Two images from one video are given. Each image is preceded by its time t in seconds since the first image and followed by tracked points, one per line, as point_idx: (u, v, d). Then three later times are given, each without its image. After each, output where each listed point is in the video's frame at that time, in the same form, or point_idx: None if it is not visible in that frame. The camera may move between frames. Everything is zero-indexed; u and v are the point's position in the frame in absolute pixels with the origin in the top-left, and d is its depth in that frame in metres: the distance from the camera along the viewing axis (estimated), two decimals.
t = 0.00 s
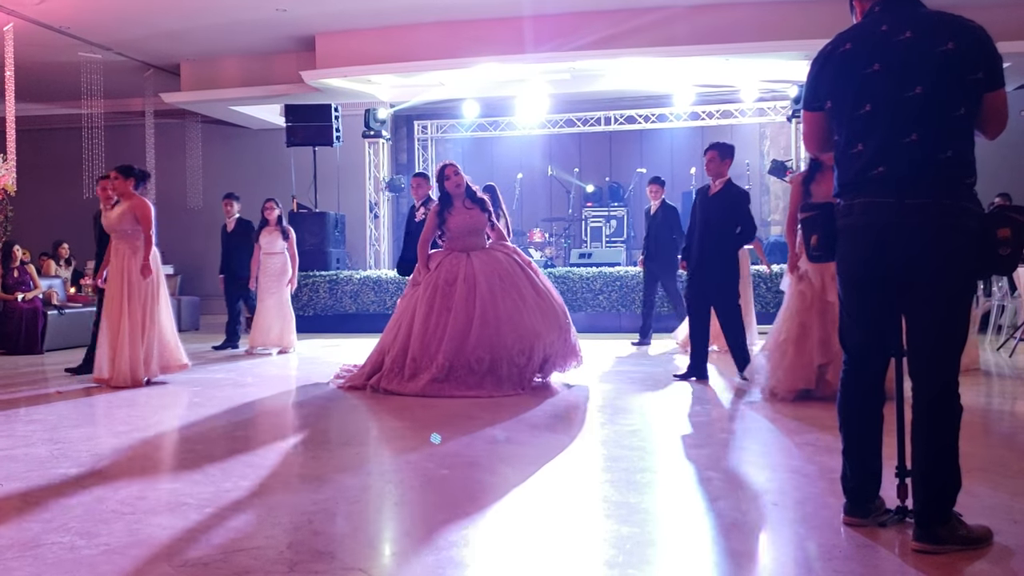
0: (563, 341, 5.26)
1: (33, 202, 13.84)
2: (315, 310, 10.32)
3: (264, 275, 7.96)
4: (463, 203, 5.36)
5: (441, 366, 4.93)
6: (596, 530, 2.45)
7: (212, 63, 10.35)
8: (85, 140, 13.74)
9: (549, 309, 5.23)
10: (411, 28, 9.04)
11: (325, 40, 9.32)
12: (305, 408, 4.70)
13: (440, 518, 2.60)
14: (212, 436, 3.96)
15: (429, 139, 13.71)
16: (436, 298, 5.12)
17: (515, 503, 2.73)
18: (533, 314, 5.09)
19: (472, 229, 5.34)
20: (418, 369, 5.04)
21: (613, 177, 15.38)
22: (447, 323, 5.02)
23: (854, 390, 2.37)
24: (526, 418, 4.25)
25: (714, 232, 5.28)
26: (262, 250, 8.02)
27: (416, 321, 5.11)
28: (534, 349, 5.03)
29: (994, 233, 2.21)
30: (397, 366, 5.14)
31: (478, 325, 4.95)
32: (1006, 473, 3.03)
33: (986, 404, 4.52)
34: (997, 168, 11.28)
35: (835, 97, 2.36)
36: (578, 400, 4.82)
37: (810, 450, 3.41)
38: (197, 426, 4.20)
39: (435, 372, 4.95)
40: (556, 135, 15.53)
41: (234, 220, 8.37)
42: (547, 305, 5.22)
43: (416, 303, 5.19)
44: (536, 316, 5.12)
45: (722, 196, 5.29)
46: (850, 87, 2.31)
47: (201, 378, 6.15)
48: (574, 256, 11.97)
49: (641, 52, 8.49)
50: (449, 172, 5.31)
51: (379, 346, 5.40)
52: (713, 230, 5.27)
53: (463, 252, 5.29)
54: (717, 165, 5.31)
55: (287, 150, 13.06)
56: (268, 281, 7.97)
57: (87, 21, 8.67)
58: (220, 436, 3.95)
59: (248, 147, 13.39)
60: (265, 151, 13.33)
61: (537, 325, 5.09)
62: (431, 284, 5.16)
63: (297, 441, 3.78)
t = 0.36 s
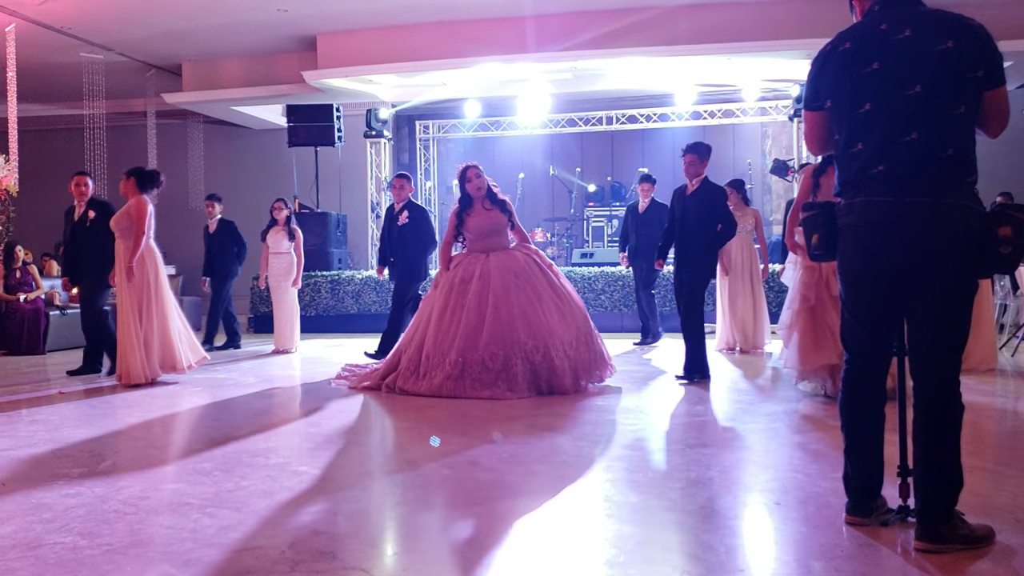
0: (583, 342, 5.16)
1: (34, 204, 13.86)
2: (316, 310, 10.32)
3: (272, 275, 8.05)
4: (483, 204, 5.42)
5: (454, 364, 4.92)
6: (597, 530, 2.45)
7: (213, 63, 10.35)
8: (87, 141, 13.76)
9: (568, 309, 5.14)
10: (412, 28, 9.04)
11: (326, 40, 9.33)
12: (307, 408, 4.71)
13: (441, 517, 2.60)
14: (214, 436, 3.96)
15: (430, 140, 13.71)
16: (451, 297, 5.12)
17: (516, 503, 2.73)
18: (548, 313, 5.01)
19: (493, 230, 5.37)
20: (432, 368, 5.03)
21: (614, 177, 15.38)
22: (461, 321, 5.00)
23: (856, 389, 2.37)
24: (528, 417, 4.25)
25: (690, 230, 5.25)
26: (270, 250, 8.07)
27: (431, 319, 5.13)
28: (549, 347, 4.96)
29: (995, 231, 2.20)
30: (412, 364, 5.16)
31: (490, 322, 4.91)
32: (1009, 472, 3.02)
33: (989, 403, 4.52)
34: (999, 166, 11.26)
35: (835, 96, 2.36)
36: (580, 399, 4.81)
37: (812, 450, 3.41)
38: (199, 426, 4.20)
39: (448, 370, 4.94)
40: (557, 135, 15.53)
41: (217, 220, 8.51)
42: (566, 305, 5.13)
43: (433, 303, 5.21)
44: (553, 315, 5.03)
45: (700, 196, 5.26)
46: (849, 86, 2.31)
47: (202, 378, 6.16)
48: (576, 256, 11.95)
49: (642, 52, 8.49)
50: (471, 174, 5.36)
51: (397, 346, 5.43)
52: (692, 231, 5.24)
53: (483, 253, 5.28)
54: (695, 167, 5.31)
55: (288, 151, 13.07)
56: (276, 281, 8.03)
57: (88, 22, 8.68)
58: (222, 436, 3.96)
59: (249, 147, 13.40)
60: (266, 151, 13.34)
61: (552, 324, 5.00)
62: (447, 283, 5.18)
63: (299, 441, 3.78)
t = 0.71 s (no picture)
0: (604, 348, 5.00)
1: (35, 205, 13.86)
2: (318, 311, 10.32)
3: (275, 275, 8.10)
4: (518, 206, 5.37)
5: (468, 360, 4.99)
6: (597, 531, 2.45)
7: (215, 65, 10.37)
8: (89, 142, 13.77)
9: (590, 314, 5.00)
10: (413, 30, 9.05)
11: (328, 42, 9.34)
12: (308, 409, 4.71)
13: (441, 519, 2.60)
14: (214, 437, 3.97)
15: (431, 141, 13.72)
16: (473, 294, 5.15)
17: (516, 505, 2.73)
18: (561, 314, 4.90)
19: (525, 232, 5.31)
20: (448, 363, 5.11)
21: (616, 178, 15.38)
22: (477, 318, 5.02)
23: (857, 390, 2.36)
24: (528, 419, 4.25)
25: (681, 228, 5.20)
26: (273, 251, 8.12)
27: (453, 315, 5.18)
28: (562, 347, 4.87)
29: (996, 232, 2.20)
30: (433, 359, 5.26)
31: (502, 323, 4.90)
32: (1009, 474, 3.02)
33: (991, 405, 4.51)
34: (1001, 167, 11.24)
35: (835, 97, 2.36)
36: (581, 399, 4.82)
37: (814, 452, 3.41)
38: (200, 428, 4.21)
39: (462, 364, 5.04)
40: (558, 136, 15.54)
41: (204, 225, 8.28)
42: (587, 309, 5.00)
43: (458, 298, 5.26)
44: (570, 319, 4.91)
45: (692, 198, 5.24)
46: (849, 88, 2.31)
47: (202, 380, 6.15)
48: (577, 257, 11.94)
49: (643, 53, 8.49)
50: (513, 176, 5.31)
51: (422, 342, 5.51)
52: (688, 229, 5.20)
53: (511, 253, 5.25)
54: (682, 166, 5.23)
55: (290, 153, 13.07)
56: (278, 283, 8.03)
57: (90, 24, 8.69)
58: (222, 437, 3.96)
59: (250, 149, 13.41)
60: (268, 153, 13.34)
61: (567, 328, 4.90)
62: (472, 280, 5.20)
63: (299, 443, 3.78)
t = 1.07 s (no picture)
0: (581, 349, 4.88)
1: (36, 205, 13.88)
2: (318, 311, 10.32)
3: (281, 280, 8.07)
4: (534, 206, 5.30)
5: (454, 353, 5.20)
6: (600, 532, 2.45)
7: (216, 66, 10.37)
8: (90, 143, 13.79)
9: (567, 313, 4.90)
10: (414, 30, 9.05)
11: (328, 41, 9.34)
12: (308, 409, 4.73)
13: (442, 519, 2.60)
14: (216, 437, 3.97)
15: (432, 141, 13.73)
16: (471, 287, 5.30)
17: (518, 504, 2.73)
18: (533, 316, 4.89)
19: (536, 233, 5.27)
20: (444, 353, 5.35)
21: (616, 178, 15.39)
22: (465, 314, 5.17)
23: (857, 389, 2.36)
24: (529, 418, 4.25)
25: (683, 226, 5.21)
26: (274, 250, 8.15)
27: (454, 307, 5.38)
28: (531, 351, 4.88)
29: (996, 232, 2.20)
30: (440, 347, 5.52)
31: (480, 323, 5.02)
32: (1010, 473, 3.02)
33: (991, 404, 4.52)
34: (1002, 167, 11.22)
35: (835, 98, 2.36)
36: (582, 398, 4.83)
37: (815, 451, 3.41)
38: (201, 428, 4.21)
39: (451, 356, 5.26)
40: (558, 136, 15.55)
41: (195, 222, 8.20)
42: (563, 309, 4.90)
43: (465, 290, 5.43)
44: (540, 319, 4.89)
45: (696, 195, 5.23)
46: (849, 88, 2.31)
47: (202, 380, 6.15)
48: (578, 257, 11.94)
49: (644, 53, 8.49)
50: (535, 174, 5.24)
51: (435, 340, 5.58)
52: (691, 227, 5.20)
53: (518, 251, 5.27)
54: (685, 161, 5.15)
55: (290, 153, 13.07)
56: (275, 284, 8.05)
57: (90, 24, 8.69)
58: (224, 437, 3.96)
59: (251, 149, 13.41)
60: (268, 153, 13.35)
61: (538, 327, 4.89)
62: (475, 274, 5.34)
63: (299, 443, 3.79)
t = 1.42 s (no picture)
0: (528, 354, 4.91)
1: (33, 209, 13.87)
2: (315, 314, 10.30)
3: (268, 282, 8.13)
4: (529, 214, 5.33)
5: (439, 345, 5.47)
6: (599, 534, 2.45)
7: (213, 69, 10.37)
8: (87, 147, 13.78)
9: (519, 319, 4.93)
10: (411, 33, 9.05)
11: (325, 45, 9.34)
12: (307, 412, 4.73)
13: (440, 522, 2.60)
14: (215, 441, 3.96)
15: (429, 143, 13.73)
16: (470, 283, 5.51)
17: (517, 507, 2.73)
18: (485, 319, 5.01)
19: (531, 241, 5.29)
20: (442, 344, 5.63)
21: (614, 180, 15.40)
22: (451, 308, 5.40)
23: (855, 390, 2.36)
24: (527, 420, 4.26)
25: (694, 227, 5.07)
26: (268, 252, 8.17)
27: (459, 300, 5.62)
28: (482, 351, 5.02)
29: (993, 234, 2.20)
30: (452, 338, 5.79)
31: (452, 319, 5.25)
32: (1008, 474, 3.02)
33: (988, 405, 4.53)
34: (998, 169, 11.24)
35: (831, 100, 2.37)
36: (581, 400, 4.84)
37: (813, 453, 3.41)
38: (200, 432, 4.20)
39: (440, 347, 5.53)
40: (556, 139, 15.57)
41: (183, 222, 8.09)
42: (515, 315, 4.94)
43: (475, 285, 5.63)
44: (493, 322, 4.98)
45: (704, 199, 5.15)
46: (846, 89, 2.32)
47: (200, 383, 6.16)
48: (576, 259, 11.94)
49: (641, 55, 8.50)
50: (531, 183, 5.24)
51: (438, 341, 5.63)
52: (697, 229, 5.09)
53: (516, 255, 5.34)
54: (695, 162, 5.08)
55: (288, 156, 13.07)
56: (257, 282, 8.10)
57: (87, 28, 8.69)
58: (223, 441, 3.96)
59: (248, 152, 13.41)
60: (266, 156, 13.34)
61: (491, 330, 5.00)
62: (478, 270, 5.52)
63: (298, 446, 3.79)
